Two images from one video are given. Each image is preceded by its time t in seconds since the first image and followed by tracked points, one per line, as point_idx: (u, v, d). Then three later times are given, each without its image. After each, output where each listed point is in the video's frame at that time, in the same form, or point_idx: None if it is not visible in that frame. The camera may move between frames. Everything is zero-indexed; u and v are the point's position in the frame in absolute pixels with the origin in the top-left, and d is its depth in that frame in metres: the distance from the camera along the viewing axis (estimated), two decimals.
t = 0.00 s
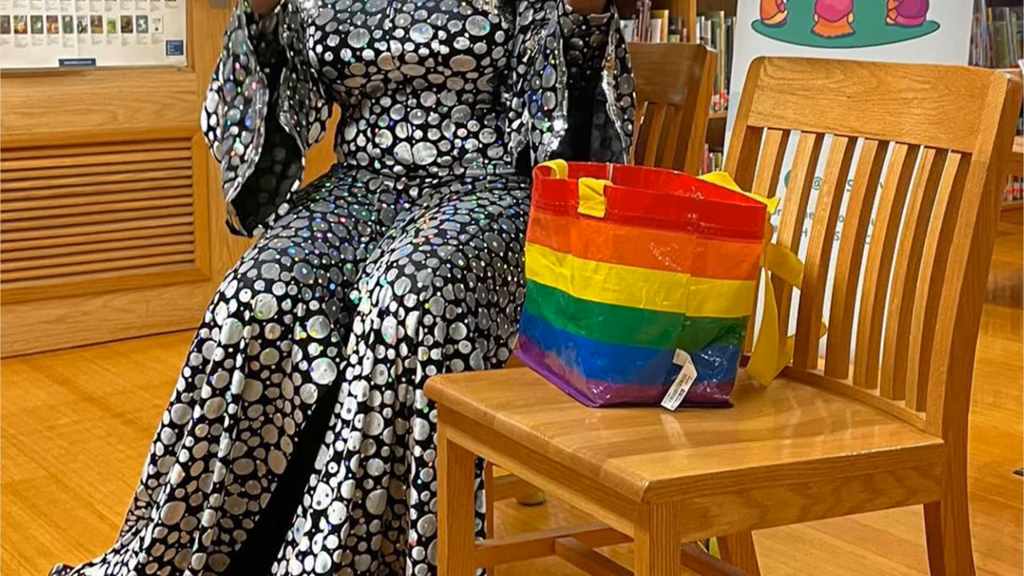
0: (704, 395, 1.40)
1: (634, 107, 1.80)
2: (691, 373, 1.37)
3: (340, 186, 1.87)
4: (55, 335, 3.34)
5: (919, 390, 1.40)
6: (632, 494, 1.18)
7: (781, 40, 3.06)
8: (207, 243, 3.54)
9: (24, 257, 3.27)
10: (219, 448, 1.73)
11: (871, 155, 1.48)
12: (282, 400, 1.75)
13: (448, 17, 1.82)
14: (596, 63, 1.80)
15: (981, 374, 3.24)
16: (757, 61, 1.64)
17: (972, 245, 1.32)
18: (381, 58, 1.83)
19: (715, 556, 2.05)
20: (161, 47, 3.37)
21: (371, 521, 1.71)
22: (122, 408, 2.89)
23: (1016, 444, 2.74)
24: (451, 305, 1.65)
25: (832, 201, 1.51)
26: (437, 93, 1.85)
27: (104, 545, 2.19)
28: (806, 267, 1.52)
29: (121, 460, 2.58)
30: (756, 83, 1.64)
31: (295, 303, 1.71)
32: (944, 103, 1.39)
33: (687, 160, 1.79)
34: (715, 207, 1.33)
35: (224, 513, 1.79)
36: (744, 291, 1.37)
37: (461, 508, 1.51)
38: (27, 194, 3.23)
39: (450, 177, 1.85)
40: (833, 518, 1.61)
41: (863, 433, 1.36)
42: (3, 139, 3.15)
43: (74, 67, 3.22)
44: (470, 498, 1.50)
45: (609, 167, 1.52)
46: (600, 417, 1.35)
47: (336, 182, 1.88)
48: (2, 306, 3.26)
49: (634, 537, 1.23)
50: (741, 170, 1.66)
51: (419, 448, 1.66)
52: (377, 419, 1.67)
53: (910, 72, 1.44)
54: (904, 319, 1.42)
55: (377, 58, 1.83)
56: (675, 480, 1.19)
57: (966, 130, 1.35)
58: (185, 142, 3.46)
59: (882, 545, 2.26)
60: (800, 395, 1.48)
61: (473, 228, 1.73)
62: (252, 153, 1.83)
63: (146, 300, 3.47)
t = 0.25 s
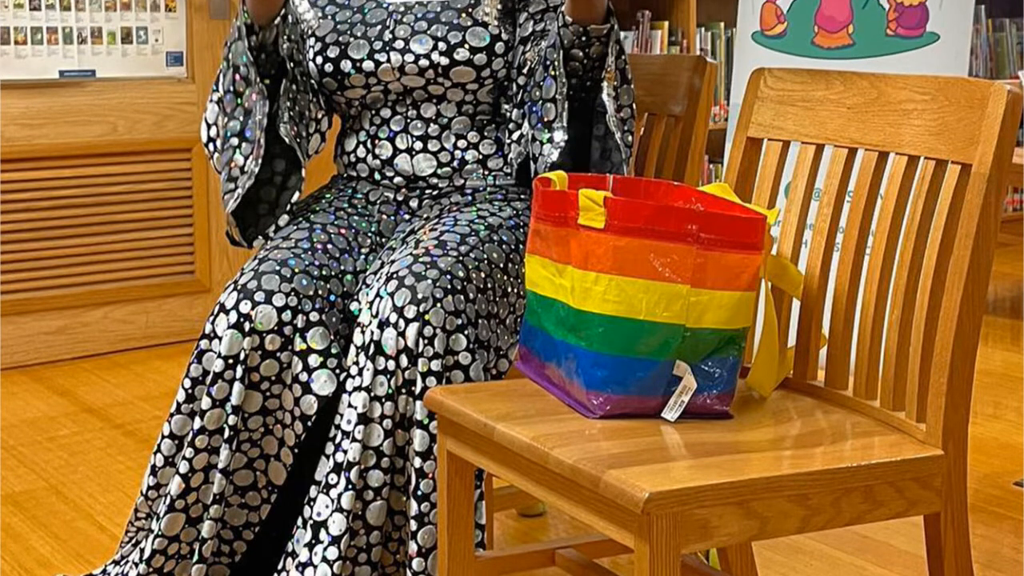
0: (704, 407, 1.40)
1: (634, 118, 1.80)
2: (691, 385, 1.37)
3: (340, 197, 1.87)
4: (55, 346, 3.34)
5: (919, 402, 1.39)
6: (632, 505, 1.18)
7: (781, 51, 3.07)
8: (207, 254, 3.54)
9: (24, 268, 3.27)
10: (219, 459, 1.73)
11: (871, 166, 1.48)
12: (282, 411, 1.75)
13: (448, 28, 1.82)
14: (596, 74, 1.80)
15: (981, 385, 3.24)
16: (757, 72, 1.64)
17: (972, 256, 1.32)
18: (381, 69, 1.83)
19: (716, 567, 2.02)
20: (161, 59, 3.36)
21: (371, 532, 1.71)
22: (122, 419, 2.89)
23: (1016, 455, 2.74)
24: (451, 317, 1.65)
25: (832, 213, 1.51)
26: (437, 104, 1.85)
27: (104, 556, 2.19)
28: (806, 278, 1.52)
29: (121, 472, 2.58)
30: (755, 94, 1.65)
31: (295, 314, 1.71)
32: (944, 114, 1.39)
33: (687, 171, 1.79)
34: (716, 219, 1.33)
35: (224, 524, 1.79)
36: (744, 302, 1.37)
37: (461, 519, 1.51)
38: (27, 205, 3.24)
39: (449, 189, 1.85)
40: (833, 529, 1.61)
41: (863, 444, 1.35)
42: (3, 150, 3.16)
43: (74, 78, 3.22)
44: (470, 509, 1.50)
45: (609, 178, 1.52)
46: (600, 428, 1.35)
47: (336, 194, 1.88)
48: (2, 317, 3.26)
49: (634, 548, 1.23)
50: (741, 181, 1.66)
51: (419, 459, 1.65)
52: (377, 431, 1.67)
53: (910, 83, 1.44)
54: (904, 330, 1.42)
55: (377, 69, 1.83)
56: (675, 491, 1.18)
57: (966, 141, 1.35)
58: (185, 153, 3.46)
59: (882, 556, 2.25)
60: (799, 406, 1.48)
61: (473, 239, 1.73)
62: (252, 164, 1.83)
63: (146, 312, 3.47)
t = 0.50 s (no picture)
0: (703, 416, 1.40)
1: (634, 128, 1.80)
2: (691, 394, 1.37)
3: (340, 207, 1.87)
4: (55, 355, 3.34)
5: (919, 411, 1.39)
6: (632, 514, 1.18)
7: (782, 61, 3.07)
8: (207, 264, 3.54)
9: (24, 278, 3.28)
10: (219, 468, 1.73)
11: (871, 176, 1.48)
12: (282, 420, 1.74)
13: (448, 38, 1.82)
14: (596, 84, 1.80)
15: (982, 395, 3.24)
16: (757, 82, 1.64)
17: (972, 266, 1.32)
18: (381, 79, 1.83)
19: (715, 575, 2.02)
20: (161, 68, 3.37)
21: (371, 541, 1.71)
22: (122, 429, 2.89)
23: (1016, 465, 2.74)
24: (451, 326, 1.65)
25: (832, 222, 1.51)
26: (437, 114, 1.85)
27: (103, 566, 2.19)
28: (806, 287, 1.52)
29: (121, 481, 2.58)
30: (755, 103, 1.65)
31: (295, 324, 1.71)
32: (944, 124, 1.39)
33: (687, 181, 1.79)
34: (716, 228, 1.33)
35: (224, 533, 1.79)
36: (744, 311, 1.37)
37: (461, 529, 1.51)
38: (27, 215, 3.24)
39: (450, 198, 1.85)
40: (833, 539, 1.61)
41: (863, 453, 1.35)
42: (4, 159, 3.16)
43: (74, 88, 3.23)
44: (470, 518, 1.50)
45: (609, 188, 1.52)
46: (599, 438, 1.35)
47: (336, 203, 1.88)
48: (2, 326, 3.26)
49: (634, 558, 1.23)
50: (741, 191, 1.66)
51: (419, 469, 1.65)
52: (377, 440, 1.67)
53: (910, 93, 1.44)
54: (904, 339, 1.42)
55: (377, 79, 1.83)
56: (675, 501, 1.18)
57: (966, 151, 1.35)
58: (185, 162, 3.46)
59: (882, 566, 2.25)
60: (800, 415, 1.48)
61: (473, 248, 1.73)
62: (252, 173, 1.83)
63: (146, 321, 3.47)
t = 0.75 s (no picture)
0: (704, 426, 1.39)
1: (635, 138, 1.79)
2: (691, 404, 1.37)
3: (340, 217, 1.87)
4: (55, 365, 3.34)
5: (919, 421, 1.39)
6: (632, 524, 1.18)
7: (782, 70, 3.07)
8: (207, 273, 3.54)
9: (24, 288, 3.28)
10: (219, 478, 1.73)
11: (871, 186, 1.48)
12: (282, 430, 1.74)
13: (448, 47, 1.82)
14: (596, 93, 1.81)
15: (982, 405, 3.23)
16: (757, 91, 1.64)
17: (972, 275, 1.32)
18: (381, 88, 1.83)
19: None
20: (161, 78, 3.37)
21: (371, 551, 1.70)
22: (122, 438, 2.89)
23: (1016, 474, 2.73)
24: (451, 336, 1.65)
25: (832, 232, 1.51)
26: (437, 124, 1.85)
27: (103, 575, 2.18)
28: (807, 297, 1.52)
29: (121, 491, 2.57)
30: (756, 113, 1.65)
31: (295, 333, 1.71)
32: (944, 133, 1.39)
33: (687, 191, 1.79)
34: (716, 238, 1.33)
35: (224, 543, 1.79)
36: (744, 321, 1.37)
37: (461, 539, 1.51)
38: (26, 224, 3.24)
39: (450, 208, 1.85)
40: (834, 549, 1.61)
41: (863, 463, 1.35)
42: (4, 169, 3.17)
43: (73, 98, 3.24)
44: (470, 528, 1.50)
45: (609, 198, 1.52)
46: (600, 448, 1.35)
47: (336, 213, 1.88)
48: (2, 336, 3.27)
49: (634, 568, 1.22)
50: (741, 201, 1.66)
51: (419, 478, 1.65)
52: (377, 450, 1.67)
53: (910, 103, 1.44)
54: (904, 349, 1.42)
55: (377, 88, 1.83)
56: (675, 510, 1.18)
57: (966, 160, 1.35)
58: (185, 172, 3.46)
59: None
60: (800, 425, 1.47)
61: (473, 258, 1.73)
62: (252, 183, 1.84)
63: (146, 331, 3.47)
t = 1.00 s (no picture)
0: (704, 435, 1.39)
1: (634, 147, 1.81)
2: (691, 414, 1.37)
3: (340, 227, 1.87)
4: (55, 375, 3.34)
5: (919, 431, 1.39)
6: (632, 534, 1.18)
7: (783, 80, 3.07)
8: (207, 283, 3.54)
9: (24, 297, 3.28)
10: (219, 488, 1.73)
11: (871, 196, 1.48)
12: (282, 440, 1.74)
13: (448, 57, 1.83)
14: (596, 103, 1.81)
15: (982, 415, 3.23)
16: (757, 101, 1.64)
17: (972, 285, 1.32)
18: (381, 98, 1.83)
19: None
20: (161, 87, 3.37)
21: (371, 561, 1.70)
22: (122, 448, 2.89)
23: (1016, 484, 2.73)
24: (451, 346, 1.65)
25: (832, 241, 1.51)
26: (436, 133, 1.85)
27: None
28: (807, 307, 1.52)
29: (121, 500, 2.57)
30: (755, 122, 1.65)
31: (295, 343, 1.71)
32: (944, 143, 1.39)
33: (687, 201, 1.79)
34: (716, 248, 1.33)
35: (224, 553, 1.78)
36: (744, 331, 1.37)
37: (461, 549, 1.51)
38: (26, 234, 3.24)
39: (449, 218, 1.85)
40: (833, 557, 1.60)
41: (863, 473, 1.35)
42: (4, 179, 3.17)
43: (74, 107, 3.25)
44: (470, 537, 1.50)
45: (609, 208, 1.52)
46: (600, 457, 1.34)
47: (336, 223, 1.89)
48: (2, 346, 3.27)
49: None
50: (741, 210, 1.67)
51: (419, 488, 1.65)
52: (377, 460, 1.67)
53: (910, 112, 1.44)
54: (904, 359, 1.42)
55: (377, 98, 1.83)
56: (675, 520, 1.18)
57: (966, 170, 1.35)
58: (185, 182, 3.46)
59: None
60: (799, 435, 1.47)
61: (473, 268, 1.73)
62: (252, 193, 1.84)
63: (146, 340, 3.47)
